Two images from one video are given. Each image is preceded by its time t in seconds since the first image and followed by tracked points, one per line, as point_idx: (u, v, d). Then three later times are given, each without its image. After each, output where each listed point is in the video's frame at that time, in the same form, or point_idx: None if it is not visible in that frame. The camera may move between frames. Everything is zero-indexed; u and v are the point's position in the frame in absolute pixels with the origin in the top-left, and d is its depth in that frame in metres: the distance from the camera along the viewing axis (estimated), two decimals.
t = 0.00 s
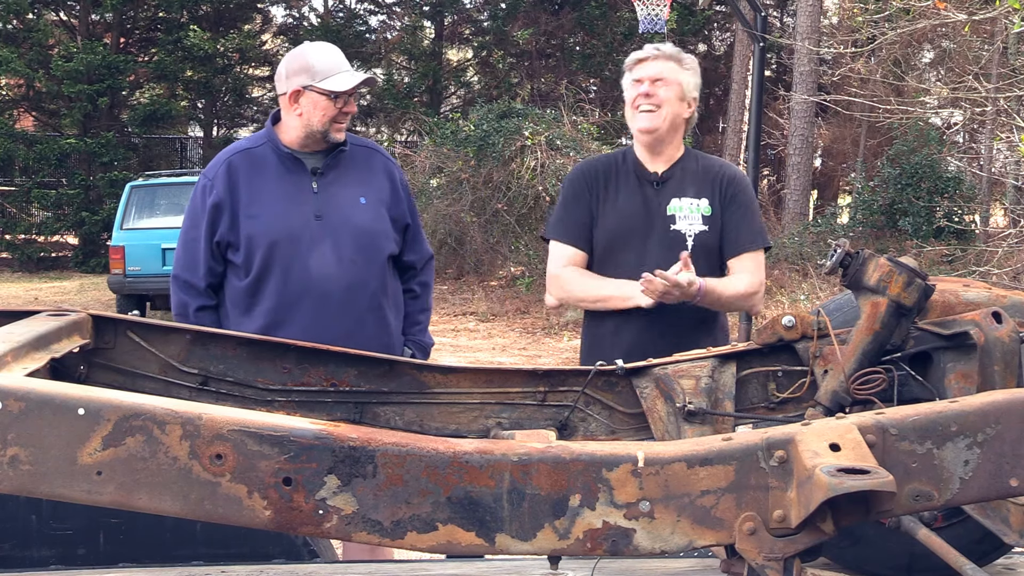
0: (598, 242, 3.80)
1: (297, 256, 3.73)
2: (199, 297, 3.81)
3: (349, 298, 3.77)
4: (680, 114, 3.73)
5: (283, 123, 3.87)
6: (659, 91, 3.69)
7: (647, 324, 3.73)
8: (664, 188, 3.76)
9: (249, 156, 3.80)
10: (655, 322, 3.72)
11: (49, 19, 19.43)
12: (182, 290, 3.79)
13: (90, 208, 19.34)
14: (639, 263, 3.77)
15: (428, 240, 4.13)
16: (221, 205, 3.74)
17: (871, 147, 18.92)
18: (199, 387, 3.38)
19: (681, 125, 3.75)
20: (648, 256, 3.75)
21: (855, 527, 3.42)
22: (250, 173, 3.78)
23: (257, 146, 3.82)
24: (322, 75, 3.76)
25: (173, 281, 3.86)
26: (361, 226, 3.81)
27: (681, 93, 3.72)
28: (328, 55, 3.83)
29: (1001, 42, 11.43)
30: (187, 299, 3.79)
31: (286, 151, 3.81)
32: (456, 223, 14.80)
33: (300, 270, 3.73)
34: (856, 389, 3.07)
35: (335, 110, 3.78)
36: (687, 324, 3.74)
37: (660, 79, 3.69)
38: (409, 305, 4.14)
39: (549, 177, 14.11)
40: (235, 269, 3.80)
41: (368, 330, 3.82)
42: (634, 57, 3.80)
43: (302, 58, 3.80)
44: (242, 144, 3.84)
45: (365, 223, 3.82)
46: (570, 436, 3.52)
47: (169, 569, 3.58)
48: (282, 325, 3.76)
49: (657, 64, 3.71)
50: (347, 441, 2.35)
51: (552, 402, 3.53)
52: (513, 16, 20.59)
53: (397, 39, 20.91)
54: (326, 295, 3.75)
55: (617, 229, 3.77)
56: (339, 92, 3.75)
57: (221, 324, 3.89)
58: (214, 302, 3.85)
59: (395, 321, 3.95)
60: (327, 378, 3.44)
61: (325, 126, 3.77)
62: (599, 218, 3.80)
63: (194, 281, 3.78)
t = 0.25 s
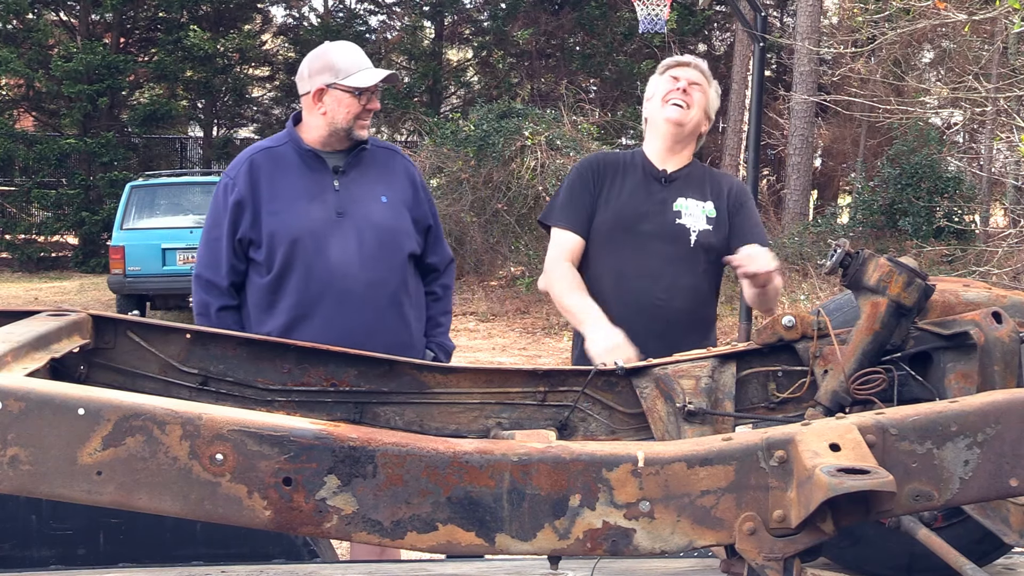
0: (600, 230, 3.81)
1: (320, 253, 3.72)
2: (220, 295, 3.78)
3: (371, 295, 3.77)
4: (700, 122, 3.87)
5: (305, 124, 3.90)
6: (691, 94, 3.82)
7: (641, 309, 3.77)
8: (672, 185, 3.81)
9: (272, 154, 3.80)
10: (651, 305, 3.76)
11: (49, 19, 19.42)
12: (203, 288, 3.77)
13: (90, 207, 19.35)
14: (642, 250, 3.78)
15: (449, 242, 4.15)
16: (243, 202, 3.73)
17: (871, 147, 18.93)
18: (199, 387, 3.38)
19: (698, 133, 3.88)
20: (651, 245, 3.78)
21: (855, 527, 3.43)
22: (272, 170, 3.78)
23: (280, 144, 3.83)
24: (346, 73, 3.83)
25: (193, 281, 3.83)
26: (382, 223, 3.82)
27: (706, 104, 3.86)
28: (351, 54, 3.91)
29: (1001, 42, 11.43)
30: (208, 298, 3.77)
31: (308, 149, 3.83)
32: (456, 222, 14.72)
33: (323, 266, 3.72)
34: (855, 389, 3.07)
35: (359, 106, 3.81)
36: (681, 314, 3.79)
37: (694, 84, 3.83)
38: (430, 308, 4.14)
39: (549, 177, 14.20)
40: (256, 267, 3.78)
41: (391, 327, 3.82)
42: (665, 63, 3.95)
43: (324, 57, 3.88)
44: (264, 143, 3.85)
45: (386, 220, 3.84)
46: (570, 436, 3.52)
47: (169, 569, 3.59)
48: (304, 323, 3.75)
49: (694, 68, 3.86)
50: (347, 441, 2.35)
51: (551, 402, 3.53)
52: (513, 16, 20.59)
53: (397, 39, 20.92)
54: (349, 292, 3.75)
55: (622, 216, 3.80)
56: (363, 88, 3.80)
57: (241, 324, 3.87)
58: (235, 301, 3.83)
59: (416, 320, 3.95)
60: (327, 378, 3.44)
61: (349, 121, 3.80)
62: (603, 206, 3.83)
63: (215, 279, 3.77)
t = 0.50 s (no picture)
0: (590, 226, 3.84)
1: (347, 249, 3.73)
2: (248, 294, 3.77)
3: (399, 290, 3.78)
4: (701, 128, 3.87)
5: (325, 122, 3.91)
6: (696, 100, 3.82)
7: (628, 307, 3.77)
8: (667, 186, 3.85)
9: (295, 152, 3.81)
10: (639, 303, 3.76)
11: (49, 19, 19.41)
12: (230, 287, 3.75)
13: (90, 207, 19.35)
14: (631, 248, 3.80)
15: (470, 239, 4.18)
16: (268, 199, 3.73)
17: (871, 147, 18.91)
18: (199, 387, 3.38)
19: (697, 138, 3.89)
20: (643, 245, 3.79)
21: (855, 527, 3.43)
22: (296, 168, 3.78)
23: (302, 143, 3.85)
24: (367, 69, 3.82)
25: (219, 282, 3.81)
26: (407, 218, 3.84)
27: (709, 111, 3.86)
28: (371, 51, 3.90)
29: (1001, 42, 11.42)
30: (236, 297, 3.74)
31: (331, 146, 3.84)
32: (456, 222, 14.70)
33: (351, 262, 3.73)
34: (856, 389, 3.07)
35: (379, 102, 3.83)
36: (666, 314, 3.79)
37: (699, 90, 3.83)
38: (453, 306, 4.18)
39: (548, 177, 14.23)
40: (283, 264, 3.78)
41: (418, 322, 3.83)
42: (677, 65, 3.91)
43: (346, 54, 3.86)
44: (286, 143, 3.86)
45: (411, 215, 3.86)
46: (570, 436, 3.52)
47: (169, 569, 3.59)
48: (332, 319, 3.74)
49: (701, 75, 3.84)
50: (347, 442, 2.35)
51: (551, 402, 3.53)
52: (513, 16, 20.58)
53: (397, 39, 20.90)
54: (377, 287, 3.75)
55: (614, 215, 3.82)
56: (384, 83, 3.81)
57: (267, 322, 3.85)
58: (262, 300, 3.81)
59: (442, 315, 3.96)
60: (327, 378, 3.44)
61: (369, 117, 3.81)
62: (593, 202, 3.87)
63: (243, 278, 3.75)
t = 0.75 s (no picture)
0: (570, 230, 3.89)
1: (361, 250, 3.73)
2: (264, 296, 3.76)
3: (413, 290, 3.78)
4: (674, 123, 3.86)
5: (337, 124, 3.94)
6: (667, 94, 3.82)
7: (614, 306, 3.78)
8: (647, 183, 3.85)
9: (308, 155, 3.83)
10: (624, 301, 3.77)
11: (49, 19, 19.41)
12: (246, 290, 3.74)
13: (90, 207, 19.35)
14: (611, 248, 3.81)
15: (483, 242, 4.20)
16: (282, 201, 3.74)
17: (871, 147, 18.92)
18: (199, 387, 3.38)
19: (672, 133, 3.88)
20: (626, 244, 3.79)
21: (855, 527, 3.43)
22: (309, 171, 3.80)
23: (315, 147, 3.87)
24: (369, 70, 3.82)
25: (234, 285, 3.81)
26: (422, 220, 3.85)
27: (681, 106, 3.85)
28: (377, 53, 3.89)
29: (1001, 42, 11.42)
30: (252, 300, 3.74)
31: (344, 149, 3.86)
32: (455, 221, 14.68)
33: (365, 262, 3.73)
34: (855, 389, 3.07)
35: (380, 104, 3.81)
36: (652, 310, 3.76)
37: (669, 84, 3.82)
38: (467, 308, 4.18)
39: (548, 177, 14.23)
40: (297, 266, 3.78)
41: (433, 323, 3.83)
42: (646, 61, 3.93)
43: (352, 56, 3.89)
44: (299, 147, 3.88)
45: (424, 216, 3.87)
46: (570, 436, 3.52)
47: (169, 569, 3.59)
48: (347, 319, 3.74)
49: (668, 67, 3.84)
50: (347, 441, 2.35)
51: (551, 402, 3.53)
52: (513, 16, 20.59)
53: (397, 39, 20.91)
54: (391, 287, 3.75)
55: (592, 216, 3.85)
56: (383, 83, 3.80)
57: (282, 325, 3.84)
58: (277, 302, 3.81)
59: (456, 317, 3.96)
60: (326, 378, 3.44)
61: (371, 118, 3.82)
62: (568, 207, 3.95)
63: (258, 280, 3.75)
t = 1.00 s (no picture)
0: (568, 232, 3.89)
1: (362, 250, 3.73)
2: (266, 295, 3.77)
3: (414, 291, 3.78)
4: (666, 120, 3.85)
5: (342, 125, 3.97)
6: (657, 90, 3.80)
7: (612, 307, 3.78)
8: (644, 182, 3.85)
9: (312, 155, 3.83)
10: (623, 303, 3.78)
11: (49, 19, 19.41)
12: (248, 288, 3.75)
13: (90, 207, 19.35)
14: (609, 251, 3.82)
15: (487, 247, 4.21)
16: (286, 200, 3.74)
17: (871, 147, 18.92)
18: (199, 387, 3.38)
19: (664, 129, 3.87)
20: (624, 245, 3.80)
21: (855, 527, 3.43)
22: (314, 171, 3.80)
23: (320, 147, 3.86)
24: (360, 73, 3.82)
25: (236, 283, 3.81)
26: (425, 222, 3.85)
27: (672, 102, 3.84)
28: (376, 55, 3.86)
29: (1001, 42, 11.43)
30: (254, 298, 3.74)
31: (348, 150, 3.86)
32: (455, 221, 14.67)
33: (365, 263, 3.73)
34: (855, 389, 3.07)
35: (370, 108, 3.80)
36: (652, 313, 3.77)
37: (660, 80, 3.80)
38: (469, 312, 4.19)
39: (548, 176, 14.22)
40: (299, 265, 3.78)
41: (432, 324, 3.83)
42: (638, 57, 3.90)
43: (353, 59, 3.89)
44: (304, 146, 3.87)
45: (427, 219, 3.87)
46: (570, 436, 3.52)
47: (169, 569, 3.58)
48: (347, 319, 3.74)
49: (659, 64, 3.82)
50: (347, 441, 2.35)
51: (551, 402, 3.53)
52: (513, 16, 20.59)
53: (397, 39, 20.92)
54: (392, 288, 3.75)
55: (590, 218, 3.85)
56: (371, 86, 3.79)
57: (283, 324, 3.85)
58: (278, 302, 3.81)
59: (456, 319, 3.96)
60: (326, 378, 3.44)
61: (359, 122, 3.81)
62: (565, 209, 3.95)
63: (261, 279, 3.75)
